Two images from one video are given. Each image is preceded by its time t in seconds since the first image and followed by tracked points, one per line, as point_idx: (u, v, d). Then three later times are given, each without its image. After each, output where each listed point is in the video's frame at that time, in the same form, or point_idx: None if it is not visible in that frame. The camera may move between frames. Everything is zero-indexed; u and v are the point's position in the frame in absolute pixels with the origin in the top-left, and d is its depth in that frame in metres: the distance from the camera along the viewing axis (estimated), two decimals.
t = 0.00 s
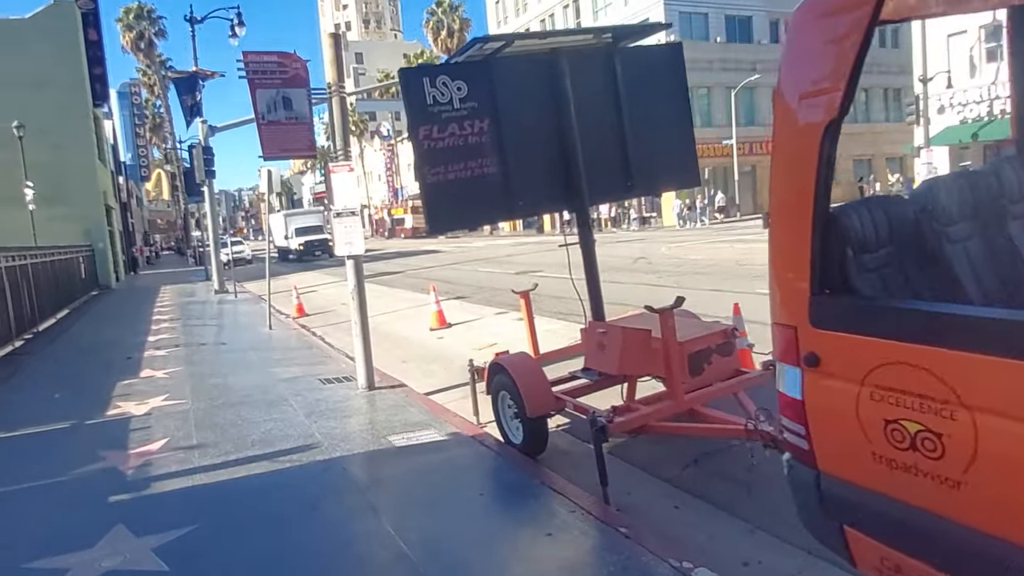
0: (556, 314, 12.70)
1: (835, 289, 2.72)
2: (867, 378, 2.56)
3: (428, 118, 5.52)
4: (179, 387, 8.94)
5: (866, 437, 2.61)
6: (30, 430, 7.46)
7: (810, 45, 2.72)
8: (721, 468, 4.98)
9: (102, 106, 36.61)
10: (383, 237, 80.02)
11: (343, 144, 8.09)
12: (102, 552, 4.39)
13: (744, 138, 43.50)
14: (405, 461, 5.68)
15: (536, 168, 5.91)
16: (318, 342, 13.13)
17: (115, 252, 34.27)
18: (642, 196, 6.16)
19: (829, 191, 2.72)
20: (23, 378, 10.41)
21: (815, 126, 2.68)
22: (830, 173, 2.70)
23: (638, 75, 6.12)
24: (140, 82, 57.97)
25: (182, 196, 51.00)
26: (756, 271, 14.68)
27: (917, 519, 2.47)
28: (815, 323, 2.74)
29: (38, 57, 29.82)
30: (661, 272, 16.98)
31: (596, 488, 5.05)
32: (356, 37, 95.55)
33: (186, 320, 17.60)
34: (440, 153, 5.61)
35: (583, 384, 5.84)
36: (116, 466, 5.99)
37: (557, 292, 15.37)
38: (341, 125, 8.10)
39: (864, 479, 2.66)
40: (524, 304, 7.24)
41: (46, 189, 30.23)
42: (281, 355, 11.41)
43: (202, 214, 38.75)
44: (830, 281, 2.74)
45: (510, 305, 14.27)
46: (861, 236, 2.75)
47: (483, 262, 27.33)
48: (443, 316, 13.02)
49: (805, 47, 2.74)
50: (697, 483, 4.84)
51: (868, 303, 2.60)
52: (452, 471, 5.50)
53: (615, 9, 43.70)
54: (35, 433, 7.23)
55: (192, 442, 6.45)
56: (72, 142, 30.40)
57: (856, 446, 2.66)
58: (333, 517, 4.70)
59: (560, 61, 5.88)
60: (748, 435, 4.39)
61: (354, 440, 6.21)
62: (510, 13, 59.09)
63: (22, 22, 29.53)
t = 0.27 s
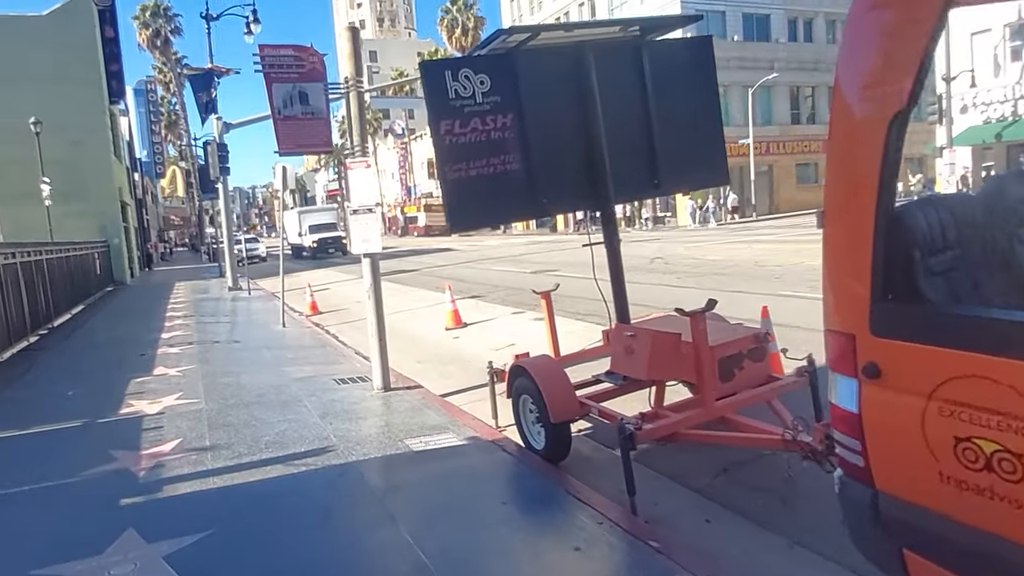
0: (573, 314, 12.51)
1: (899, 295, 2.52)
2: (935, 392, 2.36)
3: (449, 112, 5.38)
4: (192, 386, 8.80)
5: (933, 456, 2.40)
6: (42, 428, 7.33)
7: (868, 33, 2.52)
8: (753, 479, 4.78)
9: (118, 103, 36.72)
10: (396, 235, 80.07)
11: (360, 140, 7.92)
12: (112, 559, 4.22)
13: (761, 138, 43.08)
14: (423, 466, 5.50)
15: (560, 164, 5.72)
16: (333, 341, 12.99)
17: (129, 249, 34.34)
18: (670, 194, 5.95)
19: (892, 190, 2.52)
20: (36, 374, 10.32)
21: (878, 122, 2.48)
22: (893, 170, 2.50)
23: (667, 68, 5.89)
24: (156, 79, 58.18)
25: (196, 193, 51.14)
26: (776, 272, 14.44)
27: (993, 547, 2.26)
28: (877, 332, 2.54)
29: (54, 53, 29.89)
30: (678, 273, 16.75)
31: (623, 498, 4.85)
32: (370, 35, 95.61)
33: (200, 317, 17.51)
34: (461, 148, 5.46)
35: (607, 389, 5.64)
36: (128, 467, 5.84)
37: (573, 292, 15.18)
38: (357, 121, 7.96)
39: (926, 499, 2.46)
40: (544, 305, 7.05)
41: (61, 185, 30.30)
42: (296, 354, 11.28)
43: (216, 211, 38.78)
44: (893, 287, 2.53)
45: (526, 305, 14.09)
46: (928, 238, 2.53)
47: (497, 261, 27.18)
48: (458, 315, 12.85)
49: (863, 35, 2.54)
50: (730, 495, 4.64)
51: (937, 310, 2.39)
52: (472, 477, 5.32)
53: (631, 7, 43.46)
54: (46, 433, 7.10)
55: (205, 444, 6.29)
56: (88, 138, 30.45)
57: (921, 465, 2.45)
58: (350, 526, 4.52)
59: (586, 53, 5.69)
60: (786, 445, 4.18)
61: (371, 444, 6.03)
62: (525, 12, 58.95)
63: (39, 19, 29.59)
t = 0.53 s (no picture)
0: (589, 312, 12.34)
1: (974, 291, 2.33)
2: (1018, 396, 2.17)
3: (472, 103, 5.21)
4: (206, 385, 8.68)
5: (1014, 465, 2.22)
6: (56, 428, 7.22)
7: (933, 17, 2.35)
8: (790, 484, 4.60)
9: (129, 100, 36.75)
10: (405, 232, 80.02)
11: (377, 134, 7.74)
12: (131, 566, 4.09)
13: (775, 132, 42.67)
14: (446, 468, 5.35)
15: (585, 156, 5.55)
16: (346, 338, 12.86)
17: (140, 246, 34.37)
18: (699, 187, 5.77)
19: (967, 179, 2.33)
20: (49, 372, 10.23)
21: (952, 107, 2.30)
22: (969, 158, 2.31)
23: (696, 55, 5.69)
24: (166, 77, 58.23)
25: (206, 191, 51.18)
26: (795, 269, 14.22)
27: None
28: (949, 332, 2.36)
29: (65, 51, 29.88)
30: (693, 270, 16.54)
31: (654, 503, 4.70)
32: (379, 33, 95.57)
33: (212, 314, 17.43)
34: (485, 141, 5.29)
35: (635, 389, 5.48)
36: (144, 468, 5.72)
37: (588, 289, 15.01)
38: (373, 115, 7.77)
39: (1005, 511, 2.28)
40: (566, 302, 6.90)
41: (73, 183, 30.30)
42: (309, 352, 11.16)
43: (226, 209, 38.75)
44: (968, 283, 2.34)
45: (541, 302, 13.92)
46: (1006, 231, 2.34)
47: (508, 258, 27.03)
48: (473, 313, 12.69)
49: (927, 20, 2.37)
50: (766, 499, 4.46)
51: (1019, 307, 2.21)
52: (497, 480, 5.17)
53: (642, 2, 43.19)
54: (60, 433, 6.98)
55: (222, 445, 6.16)
56: (99, 136, 30.45)
57: (1001, 475, 2.27)
58: (375, 531, 4.37)
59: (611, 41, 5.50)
60: (828, 448, 4.00)
61: (391, 444, 5.88)
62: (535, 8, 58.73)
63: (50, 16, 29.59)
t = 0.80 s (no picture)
0: (614, 310, 12.17)
1: None
2: None
3: (505, 98, 5.07)
4: (230, 386, 8.58)
5: None
6: (82, 430, 7.15)
7: None
8: (840, 494, 4.42)
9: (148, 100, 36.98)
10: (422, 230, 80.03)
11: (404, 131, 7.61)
12: None
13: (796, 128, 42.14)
14: (478, 474, 5.21)
15: (621, 151, 5.38)
16: (368, 338, 12.76)
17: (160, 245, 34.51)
18: (739, 183, 5.58)
19: None
20: (74, 373, 10.21)
21: None
22: None
23: (736, 46, 5.50)
24: (184, 77, 58.56)
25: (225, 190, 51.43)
26: (822, 266, 13.97)
27: None
28: None
29: (86, 51, 30.06)
30: (716, 268, 16.31)
31: (698, 513, 4.52)
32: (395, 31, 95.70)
33: (232, 313, 17.40)
34: (519, 136, 5.16)
35: (673, 393, 5.30)
36: (171, 473, 5.62)
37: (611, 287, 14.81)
38: (400, 111, 7.62)
39: None
40: (598, 303, 6.73)
41: (94, 182, 30.48)
42: (332, 352, 11.06)
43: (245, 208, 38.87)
44: None
45: (564, 301, 13.75)
46: None
47: (527, 256, 26.87)
48: (495, 312, 12.55)
49: None
50: (816, 511, 4.29)
51: None
52: (532, 487, 5.03)
53: None
54: (86, 435, 6.90)
55: (248, 448, 6.05)
56: (119, 135, 30.60)
57: None
58: (410, 542, 4.23)
59: (650, 32, 5.32)
60: (886, 458, 3.81)
61: (421, 449, 5.75)
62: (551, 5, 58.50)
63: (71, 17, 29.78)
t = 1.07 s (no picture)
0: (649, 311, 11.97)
1: None
2: None
3: (550, 93, 4.92)
4: (264, 385, 8.51)
5: None
6: (118, 429, 7.12)
7: None
8: (905, 507, 4.22)
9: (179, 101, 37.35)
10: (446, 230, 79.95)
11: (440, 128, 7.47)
12: None
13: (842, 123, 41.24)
14: (520, 480, 5.07)
15: (668, 148, 5.21)
16: (399, 338, 12.68)
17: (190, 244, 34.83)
18: (791, 182, 5.37)
19: None
20: (108, 371, 10.23)
21: None
22: None
23: (788, 39, 5.28)
24: (214, 79, 59.19)
25: (253, 190, 51.80)
26: (862, 267, 13.64)
27: None
28: None
29: (119, 53, 30.40)
30: (751, 269, 16.02)
31: (753, 524, 4.34)
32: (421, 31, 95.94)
33: (262, 312, 17.41)
34: (564, 133, 4.99)
35: (724, 398, 5.13)
36: (209, 474, 5.54)
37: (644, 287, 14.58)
38: (436, 108, 7.48)
39: None
40: (640, 304, 6.54)
41: (126, 182, 30.82)
42: (363, 352, 10.98)
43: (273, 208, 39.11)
44: None
45: (597, 301, 13.57)
46: None
47: (554, 256, 26.68)
48: (528, 313, 12.40)
49: None
50: (881, 524, 4.08)
51: None
52: (578, 493, 4.88)
53: None
54: (123, 434, 6.87)
55: (285, 450, 5.96)
56: (152, 136, 30.93)
57: None
58: (456, 549, 4.10)
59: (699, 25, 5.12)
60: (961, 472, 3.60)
61: (460, 453, 5.61)
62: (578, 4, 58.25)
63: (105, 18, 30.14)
